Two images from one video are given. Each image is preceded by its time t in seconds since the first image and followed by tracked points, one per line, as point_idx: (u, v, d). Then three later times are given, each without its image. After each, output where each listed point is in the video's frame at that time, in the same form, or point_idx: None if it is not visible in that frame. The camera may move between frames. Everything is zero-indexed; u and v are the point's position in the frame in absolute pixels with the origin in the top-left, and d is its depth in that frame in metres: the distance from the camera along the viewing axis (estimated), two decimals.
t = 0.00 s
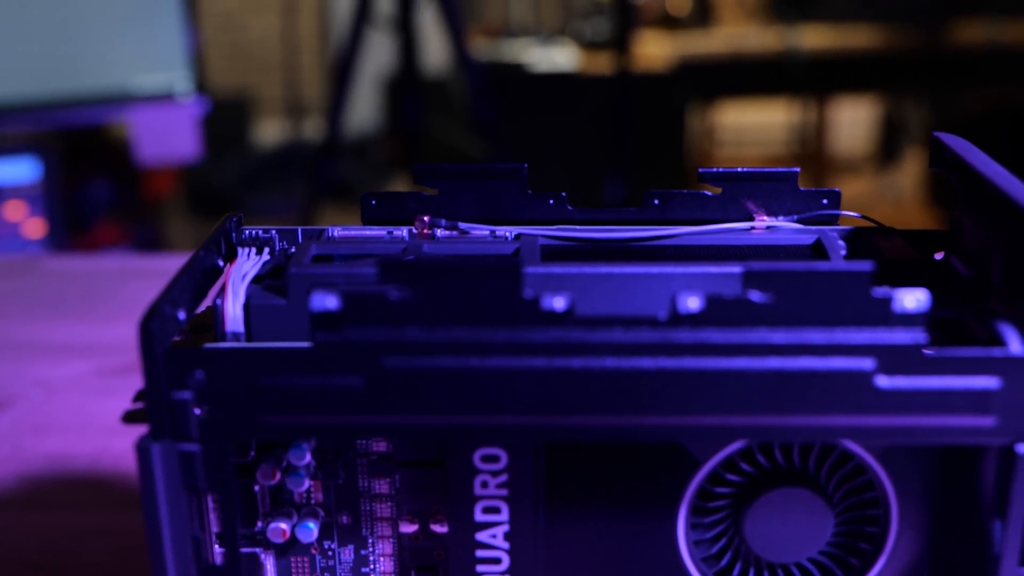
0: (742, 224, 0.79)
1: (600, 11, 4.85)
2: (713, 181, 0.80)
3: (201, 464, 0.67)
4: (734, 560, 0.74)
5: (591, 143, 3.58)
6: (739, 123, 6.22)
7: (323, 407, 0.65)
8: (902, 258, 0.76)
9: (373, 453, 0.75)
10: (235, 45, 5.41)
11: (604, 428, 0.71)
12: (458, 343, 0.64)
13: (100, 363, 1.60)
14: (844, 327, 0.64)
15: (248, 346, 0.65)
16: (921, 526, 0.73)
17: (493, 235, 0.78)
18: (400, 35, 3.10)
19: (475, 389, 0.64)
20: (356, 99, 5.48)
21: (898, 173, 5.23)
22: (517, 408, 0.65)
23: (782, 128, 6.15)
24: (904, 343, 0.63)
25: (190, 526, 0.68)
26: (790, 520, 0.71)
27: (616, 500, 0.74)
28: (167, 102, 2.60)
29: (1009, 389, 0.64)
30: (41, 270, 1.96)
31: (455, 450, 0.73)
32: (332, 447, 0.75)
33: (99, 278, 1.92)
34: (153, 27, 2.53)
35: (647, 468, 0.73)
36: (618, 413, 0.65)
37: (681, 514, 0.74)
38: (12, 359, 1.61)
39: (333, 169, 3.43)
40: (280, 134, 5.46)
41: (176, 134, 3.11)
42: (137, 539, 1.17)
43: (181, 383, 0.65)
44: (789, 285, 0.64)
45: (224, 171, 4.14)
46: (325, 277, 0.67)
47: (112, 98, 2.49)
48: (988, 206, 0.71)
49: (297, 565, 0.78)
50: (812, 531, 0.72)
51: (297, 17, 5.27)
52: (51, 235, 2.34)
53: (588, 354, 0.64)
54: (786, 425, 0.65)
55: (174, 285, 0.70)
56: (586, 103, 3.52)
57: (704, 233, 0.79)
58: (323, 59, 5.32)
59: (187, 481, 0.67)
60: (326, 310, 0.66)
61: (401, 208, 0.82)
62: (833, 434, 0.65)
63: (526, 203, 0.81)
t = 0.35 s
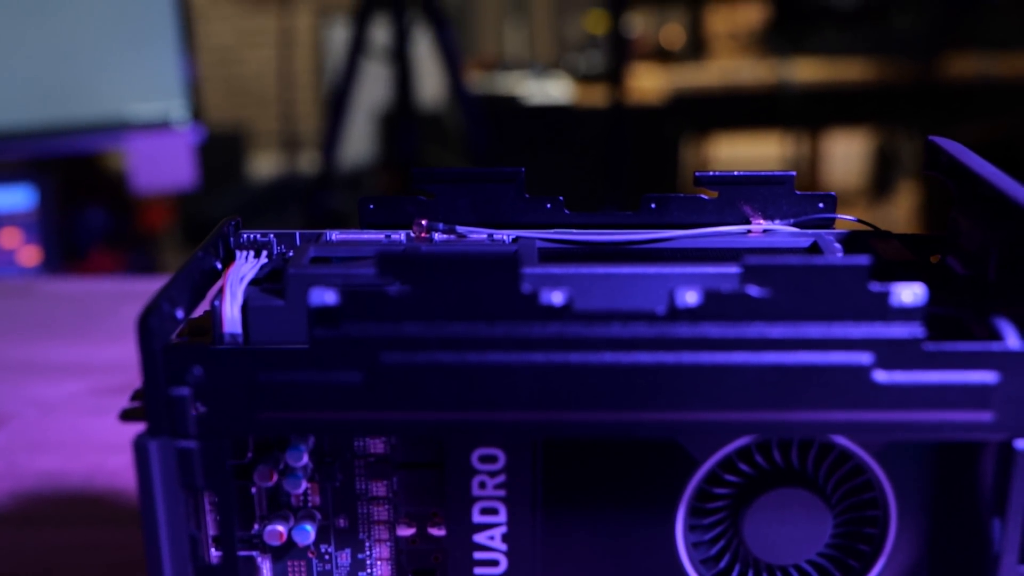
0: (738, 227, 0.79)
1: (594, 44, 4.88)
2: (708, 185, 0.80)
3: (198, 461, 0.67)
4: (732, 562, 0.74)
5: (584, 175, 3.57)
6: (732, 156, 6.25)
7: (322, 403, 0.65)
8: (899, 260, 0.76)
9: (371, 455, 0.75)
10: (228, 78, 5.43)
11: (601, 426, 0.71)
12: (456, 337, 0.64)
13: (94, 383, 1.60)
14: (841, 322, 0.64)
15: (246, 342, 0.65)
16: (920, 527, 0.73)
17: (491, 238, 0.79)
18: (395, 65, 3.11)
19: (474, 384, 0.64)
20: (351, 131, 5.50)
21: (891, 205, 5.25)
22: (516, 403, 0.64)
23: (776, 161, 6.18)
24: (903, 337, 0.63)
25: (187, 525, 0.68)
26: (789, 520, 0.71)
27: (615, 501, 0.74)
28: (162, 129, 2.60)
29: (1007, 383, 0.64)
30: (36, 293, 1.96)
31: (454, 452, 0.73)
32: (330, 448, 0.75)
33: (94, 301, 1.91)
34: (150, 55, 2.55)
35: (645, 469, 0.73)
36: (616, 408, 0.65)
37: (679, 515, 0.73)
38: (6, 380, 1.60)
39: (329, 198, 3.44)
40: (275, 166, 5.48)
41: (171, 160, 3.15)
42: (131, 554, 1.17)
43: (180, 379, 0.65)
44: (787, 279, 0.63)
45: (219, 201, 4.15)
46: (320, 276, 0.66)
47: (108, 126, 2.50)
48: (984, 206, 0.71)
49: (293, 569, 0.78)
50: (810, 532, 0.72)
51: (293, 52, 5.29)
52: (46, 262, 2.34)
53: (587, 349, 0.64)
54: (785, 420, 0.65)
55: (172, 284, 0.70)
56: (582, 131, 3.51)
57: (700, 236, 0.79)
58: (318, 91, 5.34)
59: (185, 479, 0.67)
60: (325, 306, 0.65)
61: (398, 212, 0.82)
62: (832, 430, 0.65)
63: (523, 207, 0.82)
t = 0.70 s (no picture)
0: (735, 225, 0.80)
1: (589, 69, 4.90)
2: (705, 184, 0.81)
3: (197, 454, 0.67)
4: (732, 559, 0.74)
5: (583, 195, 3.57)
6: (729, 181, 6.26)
7: (320, 394, 0.65)
8: (895, 256, 0.76)
9: (368, 452, 0.75)
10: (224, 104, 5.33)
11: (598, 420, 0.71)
12: (455, 328, 0.64)
13: (89, 397, 1.59)
14: (840, 312, 0.64)
15: (245, 333, 0.65)
16: (920, 523, 0.73)
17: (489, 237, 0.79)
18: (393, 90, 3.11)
19: (472, 375, 0.64)
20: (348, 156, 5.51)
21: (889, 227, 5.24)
22: (514, 394, 0.64)
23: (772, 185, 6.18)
24: (901, 327, 0.63)
25: (184, 519, 0.68)
26: (787, 516, 0.71)
27: (612, 497, 0.74)
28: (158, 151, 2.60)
29: (1006, 373, 0.64)
30: (32, 309, 1.96)
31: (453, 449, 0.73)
32: (327, 445, 0.75)
33: (92, 316, 1.91)
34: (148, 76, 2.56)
35: (644, 465, 0.73)
36: (614, 399, 0.65)
37: (678, 510, 0.73)
38: (2, 394, 1.60)
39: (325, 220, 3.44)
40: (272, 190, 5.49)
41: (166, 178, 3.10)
42: (126, 563, 1.16)
43: (178, 370, 0.65)
44: (786, 268, 0.64)
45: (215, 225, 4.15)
46: (318, 268, 0.66)
47: (105, 147, 2.50)
48: (981, 200, 0.71)
49: (291, 567, 0.78)
50: (809, 528, 0.72)
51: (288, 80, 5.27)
52: (43, 282, 2.34)
53: (585, 339, 0.64)
54: (783, 411, 0.65)
55: (171, 277, 0.70)
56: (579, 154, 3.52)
57: (698, 234, 0.79)
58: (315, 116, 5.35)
59: (183, 472, 0.67)
60: (323, 297, 0.65)
61: (396, 211, 0.82)
62: (831, 420, 0.65)
63: (521, 207, 0.82)
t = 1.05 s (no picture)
0: (735, 219, 0.79)
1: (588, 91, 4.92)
2: (704, 179, 0.80)
3: (194, 439, 0.66)
4: (730, 549, 0.73)
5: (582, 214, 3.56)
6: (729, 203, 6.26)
7: (318, 380, 0.65)
8: (892, 247, 0.77)
9: (366, 443, 0.75)
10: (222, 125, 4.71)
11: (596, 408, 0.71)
12: (453, 313, 0.64)
13: (87, 406, 1.59)
14: (839, 297, 0.64)
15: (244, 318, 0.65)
16: (919, 513, 0.73)
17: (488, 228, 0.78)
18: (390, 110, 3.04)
19: (470, 360, 0.64)
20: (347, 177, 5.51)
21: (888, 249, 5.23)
22: (512, 379, 0.64)
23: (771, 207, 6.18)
24: (900, 311, 0.63)
25: (182, 507, 0.67)
26: (785, 506, 0.71)
27: (609, 488, 0.74)
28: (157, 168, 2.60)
29: (1004, 358, 0.64)
30: (31, 321, 1.96)
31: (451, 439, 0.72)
32: (325, 435, 0.75)
33: (91, 328, 1.91)
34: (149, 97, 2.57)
35: (643, 456, 0.73)
36: (612, 385, 0.64)
37: (677, 501, 0.73)
38: None
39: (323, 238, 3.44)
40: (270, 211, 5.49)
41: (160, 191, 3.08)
42: (123, 567, 1.15)
43: (176, 356, 0.65)
44: (783, 251, 0.64)
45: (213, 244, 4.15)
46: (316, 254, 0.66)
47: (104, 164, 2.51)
48: (977, 191, 0.72)
49: (288, 561, 0.78)
50: (808, 519, 0.72)
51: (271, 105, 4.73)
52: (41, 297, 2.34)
53: (583, 324, 0.64)
54: (782, 396, 0.65)
55: (168, 264, 0.70)
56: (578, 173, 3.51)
57: (695, 227, 0.79)
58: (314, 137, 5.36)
59: (180, 459, 0.66)
60: (322, 281, 0.65)
61: (396, 205, 0.84)
62: (829, 406, 0.65)
63: (520, 200, 0.82)
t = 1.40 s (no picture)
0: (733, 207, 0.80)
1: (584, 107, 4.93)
2: (702, 167, 0.81)
3: (193, 421, 0.66)
4: (728, 536, 0.74)
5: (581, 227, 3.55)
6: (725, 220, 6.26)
7: (318, 360, 0.65)
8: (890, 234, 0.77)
9: (365, 429, 0.75)
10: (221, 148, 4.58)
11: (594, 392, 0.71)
12: (452, 293, 0.64)
13: (83, 409, 1.59)
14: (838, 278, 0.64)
15: (244, 299, 0.65)
16: (916, 498, 0.73)
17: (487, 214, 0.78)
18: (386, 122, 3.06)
19: (468, 341, 0.64)
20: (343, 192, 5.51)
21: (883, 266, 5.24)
22: (511, 360, 0.64)
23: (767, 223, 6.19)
24: (898, 293, 0.64)
25: (180, 490, 0.67)
26: (784, 493, 0.71)
27: (606, 474, 0.73)
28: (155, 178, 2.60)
29: (1002, 340, 0.64)
30: (28, 326, 1.96)
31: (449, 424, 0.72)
32: (323, 422, 0.75)
33: (88, 333, 1.91)
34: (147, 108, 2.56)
35: (642, 442, 0.73)
36: (611, 366, 0.65)
37: (675, 487, 0.73)
38: None
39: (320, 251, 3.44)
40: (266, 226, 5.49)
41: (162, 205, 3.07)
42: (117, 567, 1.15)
43: (175, 336, 0.65)
44: (780, 233, 0.65)
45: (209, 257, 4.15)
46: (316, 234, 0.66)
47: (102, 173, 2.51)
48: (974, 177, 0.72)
49: (286, 550, 0.77)
50: (806, 505, 0.72)
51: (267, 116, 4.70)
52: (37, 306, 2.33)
53: (582, 306, 0.64)
54: (781, 378, 0.65)
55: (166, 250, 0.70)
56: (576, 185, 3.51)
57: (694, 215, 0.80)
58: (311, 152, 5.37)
59: (178, 440, 0.66)
60: (321, 262, 0.65)
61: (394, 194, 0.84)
62: (827, 388, 0.65)
63: (518, 189, 0.82)
